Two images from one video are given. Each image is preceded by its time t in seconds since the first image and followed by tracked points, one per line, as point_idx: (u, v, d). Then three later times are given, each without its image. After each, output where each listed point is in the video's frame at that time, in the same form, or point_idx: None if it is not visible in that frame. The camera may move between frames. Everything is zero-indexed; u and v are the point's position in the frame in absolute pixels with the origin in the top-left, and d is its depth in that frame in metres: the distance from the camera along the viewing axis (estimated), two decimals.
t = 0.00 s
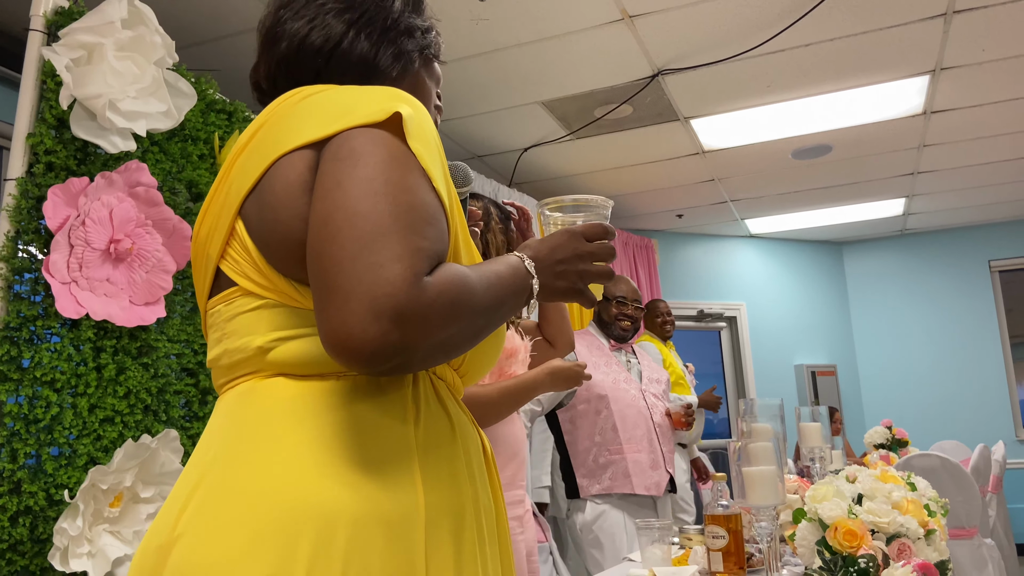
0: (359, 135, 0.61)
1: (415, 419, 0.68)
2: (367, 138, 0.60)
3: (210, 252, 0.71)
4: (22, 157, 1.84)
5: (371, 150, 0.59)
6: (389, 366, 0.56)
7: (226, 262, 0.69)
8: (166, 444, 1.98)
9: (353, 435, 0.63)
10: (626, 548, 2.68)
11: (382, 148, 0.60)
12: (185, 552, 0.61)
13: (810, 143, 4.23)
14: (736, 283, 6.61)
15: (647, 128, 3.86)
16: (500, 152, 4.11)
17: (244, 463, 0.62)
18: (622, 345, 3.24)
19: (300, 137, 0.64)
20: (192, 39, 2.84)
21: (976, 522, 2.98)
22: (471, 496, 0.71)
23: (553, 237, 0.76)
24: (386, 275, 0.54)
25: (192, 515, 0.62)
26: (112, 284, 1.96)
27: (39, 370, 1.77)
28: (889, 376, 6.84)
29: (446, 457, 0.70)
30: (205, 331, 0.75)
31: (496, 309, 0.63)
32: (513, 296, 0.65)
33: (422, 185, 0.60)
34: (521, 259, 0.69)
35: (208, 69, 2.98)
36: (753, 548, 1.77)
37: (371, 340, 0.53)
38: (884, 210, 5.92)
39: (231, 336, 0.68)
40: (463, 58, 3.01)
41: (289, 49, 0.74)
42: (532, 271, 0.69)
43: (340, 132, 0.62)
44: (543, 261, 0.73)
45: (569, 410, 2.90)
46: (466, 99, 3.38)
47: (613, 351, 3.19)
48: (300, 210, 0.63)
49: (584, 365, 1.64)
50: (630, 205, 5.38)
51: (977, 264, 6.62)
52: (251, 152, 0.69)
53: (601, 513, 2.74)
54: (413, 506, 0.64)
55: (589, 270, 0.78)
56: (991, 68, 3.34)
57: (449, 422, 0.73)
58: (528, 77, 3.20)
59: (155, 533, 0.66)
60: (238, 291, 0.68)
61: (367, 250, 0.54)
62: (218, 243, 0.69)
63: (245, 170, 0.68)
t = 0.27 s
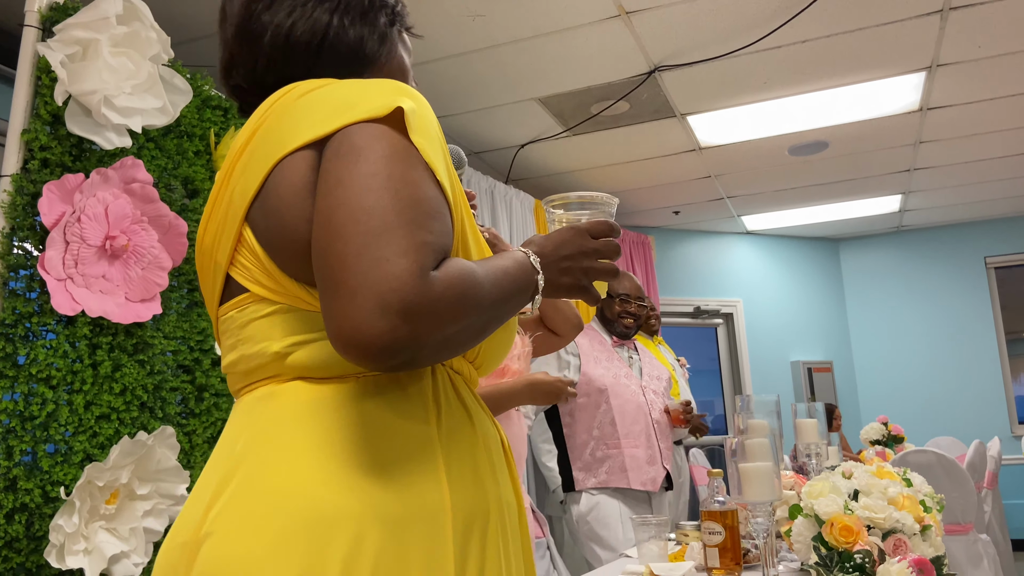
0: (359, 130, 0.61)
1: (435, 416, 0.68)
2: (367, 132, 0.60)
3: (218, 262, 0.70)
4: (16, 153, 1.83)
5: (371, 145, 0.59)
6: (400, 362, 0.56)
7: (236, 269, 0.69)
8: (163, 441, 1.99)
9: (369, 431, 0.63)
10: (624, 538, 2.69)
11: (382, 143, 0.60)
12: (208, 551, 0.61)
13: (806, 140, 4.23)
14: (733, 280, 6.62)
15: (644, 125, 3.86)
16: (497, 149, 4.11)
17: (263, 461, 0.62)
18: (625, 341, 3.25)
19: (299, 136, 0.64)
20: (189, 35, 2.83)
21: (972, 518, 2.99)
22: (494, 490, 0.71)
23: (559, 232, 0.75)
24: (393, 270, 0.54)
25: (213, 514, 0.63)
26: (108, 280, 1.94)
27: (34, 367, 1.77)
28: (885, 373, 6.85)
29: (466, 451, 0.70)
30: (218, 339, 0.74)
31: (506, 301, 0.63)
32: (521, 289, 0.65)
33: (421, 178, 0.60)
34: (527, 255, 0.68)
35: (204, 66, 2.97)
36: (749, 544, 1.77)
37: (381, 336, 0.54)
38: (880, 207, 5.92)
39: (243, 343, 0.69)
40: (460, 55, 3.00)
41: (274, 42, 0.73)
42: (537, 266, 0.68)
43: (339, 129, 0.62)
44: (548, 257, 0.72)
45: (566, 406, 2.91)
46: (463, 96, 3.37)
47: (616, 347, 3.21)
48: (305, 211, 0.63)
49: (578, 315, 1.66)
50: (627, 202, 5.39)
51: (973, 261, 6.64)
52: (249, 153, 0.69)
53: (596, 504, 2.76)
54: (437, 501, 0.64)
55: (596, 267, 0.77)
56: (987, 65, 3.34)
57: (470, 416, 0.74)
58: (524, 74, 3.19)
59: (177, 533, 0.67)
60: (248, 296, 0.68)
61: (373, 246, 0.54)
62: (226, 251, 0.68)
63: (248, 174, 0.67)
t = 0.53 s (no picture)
0: (357, 147, 0.59)
1: (458, 425, 0.70)
2: (365, 148, 0.59)
3: (212, 282, 0.69)
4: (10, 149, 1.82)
5: (370, 163, 0.58)
6: (425, 382, 0.57)
7: (236, 292, 0.67)
8: (159, 437, 1.97)
9: (400, 449, 0.64)
10: (620, 529, 2.69)
11: (382, 159, 0.59)
12: None
13: (803, 136, 4.23)
14: (730, 276, 6.62)
15: (641, 121, 3.86)
16: (494, 145, 4.10)
17: (295, 486, 0.62)
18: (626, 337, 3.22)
19: (292, 154, 0.62)
20: (183, 31, 2.82)
21: (968, 514, 3.00)
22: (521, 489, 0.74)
23: (554, 230, 0.74)
24: (414, 294, 0.54)
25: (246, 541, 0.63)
26: (103, 277, 1.94)
27: (29, 364, 1.77)
28: (881, 369, 6.87)
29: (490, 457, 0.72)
30: (216, 359, 0.73)
31: (515, 308, 0.64)
32: (524, 293, 0.65)
33: (421, 190, 0.59)
34: (525, 255, 0.68)
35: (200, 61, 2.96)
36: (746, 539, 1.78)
37: (408, 363, 0.54)
38: (876, 203, 5.93)
39: (255, 366, 0.68)
40: (456, 51, 3.00)
41: (249, 31, 0.73)
42: (537, 265, 0.69)
43: (335, 145, 0.60)
44: (546, 255, 0.72)
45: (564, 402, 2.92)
46: (460, 92, 3.37)
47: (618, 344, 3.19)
48: (307, 233, 0.62)
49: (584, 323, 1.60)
50: (624, 198, 5.39)
51: (969, 257, 6.65)
52: (235, 167, 0.67)
53: (594, 497, 2.76)
54: (472, 510, 0.66)
55: (590, 265, 0.77)
56: (982, 61, 3.34)
57: (489, 419, 0.75)
58: (521, 70, 3.19)
59: (208, 557, 0.67)
60: (256, 321, 0.67)
61: (392, 271, 0.54)
62: (223, 274, 0.67)
63: (239, 191, 0.65)
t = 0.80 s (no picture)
0: (382, 135, 0.60)
1: (460, 414, 0.70)
2: (391, 138, 0.60)
3: (222, 260, 0.68)
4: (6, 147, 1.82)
5: (395, 152, 0.59)
6: (438, 368, 0.57)
7: (246, 271, 0.67)
8: (155, 434, 1.97)
9: (407, 435, 0.64)
10: (616, 526, 2.70)
11: (407, 149, 0.60)
12: (247, 560, 0.61)
13: (799, 133, 4.23)
14: (726, 272, 6.63)
15: (637, 117, 3.86)
16: (491, 142, 4.10)
17: (301, 470, 0.62)
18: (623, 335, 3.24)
19: (317, 138, 0.63)
20: (178, 26, 2.81)
21: (963, 510, 3.01)
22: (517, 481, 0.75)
23: (555, 220, 0.74)
24: (434, 278, 0.55)
25: (246, 524, 0.62)
26: (99, 274, 1.92)
27: (25, 360, 1.76)
28: (877, 365, 6.88)
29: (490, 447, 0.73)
30: (217, 337, 0.73)
31: (525, 300, 0.64)
32: (534, 286, 0.66)
33: (444, 180, 0.60)
34: (529, 245, 0.69)
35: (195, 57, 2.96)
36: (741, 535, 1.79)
37: (426, 346, 0.54)
38: (872, 199, 5.94)
39: (258, 345, 0.67)
40: (453, 47, 2.99)
41: (278, 15, 0.73)
42: (542, 257, 0.69)
43: (361, 132, 0.61)
44: (549, 246, 0.72)
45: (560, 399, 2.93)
46: (456, 88, 3.37)
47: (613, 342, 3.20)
48: (328, 217, 0.62)
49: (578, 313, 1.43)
50: (620, 195, 5.39)
51: (965, 253, 6.66)
52: (255, 150, 0.67)
53: (590, 494, 2.80)
54: (474, 499, 0.67)
55: (591, 256, 0.77)
56: (978, 58, 3.35)
57: (485, 410, 0.76)
58: (517, 67, 3.19)
59: (205, 541, 0.66)
60: (264, 301, 0.66)
61: (412, 256, 0.55)
62: (236, 251, 0.67)
63: (258, 172, 0.66)
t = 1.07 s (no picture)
0: (377, 122, 0.60)
1: (434, 405, 0.70)
2: (386, 126, 0.60)
3: (212, 243, 0.69)
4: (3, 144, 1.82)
5: (389, 139, 0.59)
6: (415, 353, 0.57)
7: (234, 252, 0.68)
8: (151, 432, 1.97)
9: (377, 423, 0.64)
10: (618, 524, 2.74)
11: (402, 137, 0.60)
12: (212, 543, 0.61)
13: (796, 130, 4.23)
14: (722, 270, 6.64)
15: (634, 115, 3.86)
16: (488, 139, 4.10)
17: (271, 453, 0.62)
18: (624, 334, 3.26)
19: (313, 123, 0.63)
20: (174, 23, 2.81)
21: (959, 507, 3.02)
22: (489, 476, 0.74)
23: (548, 226, 0.74)
24: (415, 262, 0.55)
25: (216, 506, 0.62)
26: (95, 271, 1.92)
27: (21, 358, 1.76)
28: (874, 363, 6.89)
29: (462, 439, 0.72)
30: (201, 321, 0.73)
31: (508, 295, 0.64)
32: (519, 284, 0.66)
33: (437, 173, 0.60)
34: (520, 246, 0.69)
35: (192, 54, 2.96)
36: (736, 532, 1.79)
37: (403, 328, 0.54)
38: (869, 197, 5.94)
39: (238, 327, 0.68)
40: (449, 44, 2.99)
41: (290, 17, 0.73)
42: (532, 258, 0.69)
43: (355, 119, 0.61)
44: (540, 249, 0.72)
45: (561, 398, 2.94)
46: (453, 86, 3.37)
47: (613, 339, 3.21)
48: (320, 202, 0.63)
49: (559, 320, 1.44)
50: (617, 192, 5.39)
51: (961, 251, 6.67)
52: (251, 137, 0.67)
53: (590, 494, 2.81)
54: (444, 490, 0.66)
55: (580, 261, 0.78)
56: (975, 56, 3.35)
57: (460, 403, 0.75)
58: (515, 64, 3.18)
59: (175, 522, 0.65)
60: (249, 281, 0.67)
61: (396, 239, 0.55)
62: (225, 233, 0.67)
63: (253, 157, 0.66)
